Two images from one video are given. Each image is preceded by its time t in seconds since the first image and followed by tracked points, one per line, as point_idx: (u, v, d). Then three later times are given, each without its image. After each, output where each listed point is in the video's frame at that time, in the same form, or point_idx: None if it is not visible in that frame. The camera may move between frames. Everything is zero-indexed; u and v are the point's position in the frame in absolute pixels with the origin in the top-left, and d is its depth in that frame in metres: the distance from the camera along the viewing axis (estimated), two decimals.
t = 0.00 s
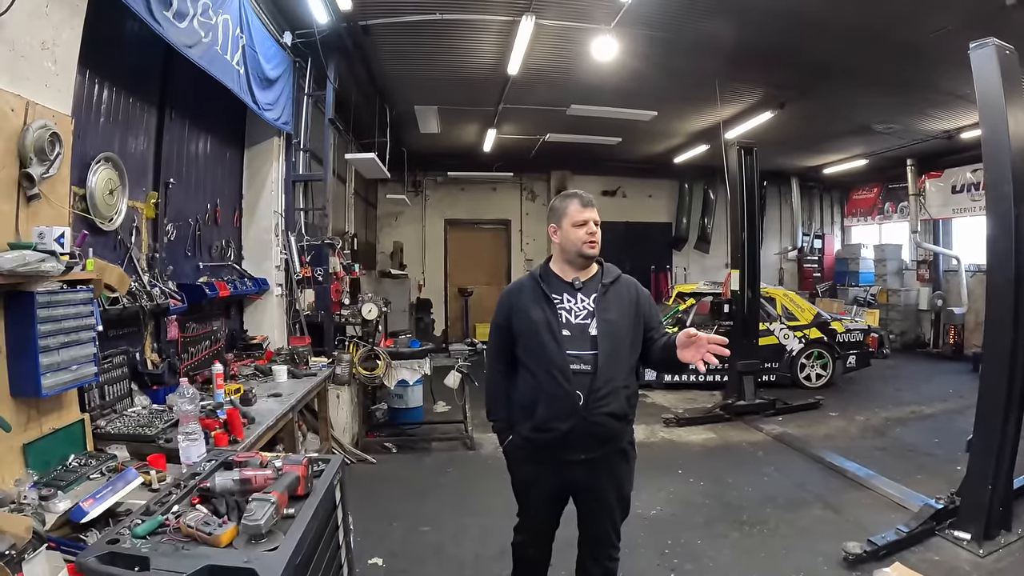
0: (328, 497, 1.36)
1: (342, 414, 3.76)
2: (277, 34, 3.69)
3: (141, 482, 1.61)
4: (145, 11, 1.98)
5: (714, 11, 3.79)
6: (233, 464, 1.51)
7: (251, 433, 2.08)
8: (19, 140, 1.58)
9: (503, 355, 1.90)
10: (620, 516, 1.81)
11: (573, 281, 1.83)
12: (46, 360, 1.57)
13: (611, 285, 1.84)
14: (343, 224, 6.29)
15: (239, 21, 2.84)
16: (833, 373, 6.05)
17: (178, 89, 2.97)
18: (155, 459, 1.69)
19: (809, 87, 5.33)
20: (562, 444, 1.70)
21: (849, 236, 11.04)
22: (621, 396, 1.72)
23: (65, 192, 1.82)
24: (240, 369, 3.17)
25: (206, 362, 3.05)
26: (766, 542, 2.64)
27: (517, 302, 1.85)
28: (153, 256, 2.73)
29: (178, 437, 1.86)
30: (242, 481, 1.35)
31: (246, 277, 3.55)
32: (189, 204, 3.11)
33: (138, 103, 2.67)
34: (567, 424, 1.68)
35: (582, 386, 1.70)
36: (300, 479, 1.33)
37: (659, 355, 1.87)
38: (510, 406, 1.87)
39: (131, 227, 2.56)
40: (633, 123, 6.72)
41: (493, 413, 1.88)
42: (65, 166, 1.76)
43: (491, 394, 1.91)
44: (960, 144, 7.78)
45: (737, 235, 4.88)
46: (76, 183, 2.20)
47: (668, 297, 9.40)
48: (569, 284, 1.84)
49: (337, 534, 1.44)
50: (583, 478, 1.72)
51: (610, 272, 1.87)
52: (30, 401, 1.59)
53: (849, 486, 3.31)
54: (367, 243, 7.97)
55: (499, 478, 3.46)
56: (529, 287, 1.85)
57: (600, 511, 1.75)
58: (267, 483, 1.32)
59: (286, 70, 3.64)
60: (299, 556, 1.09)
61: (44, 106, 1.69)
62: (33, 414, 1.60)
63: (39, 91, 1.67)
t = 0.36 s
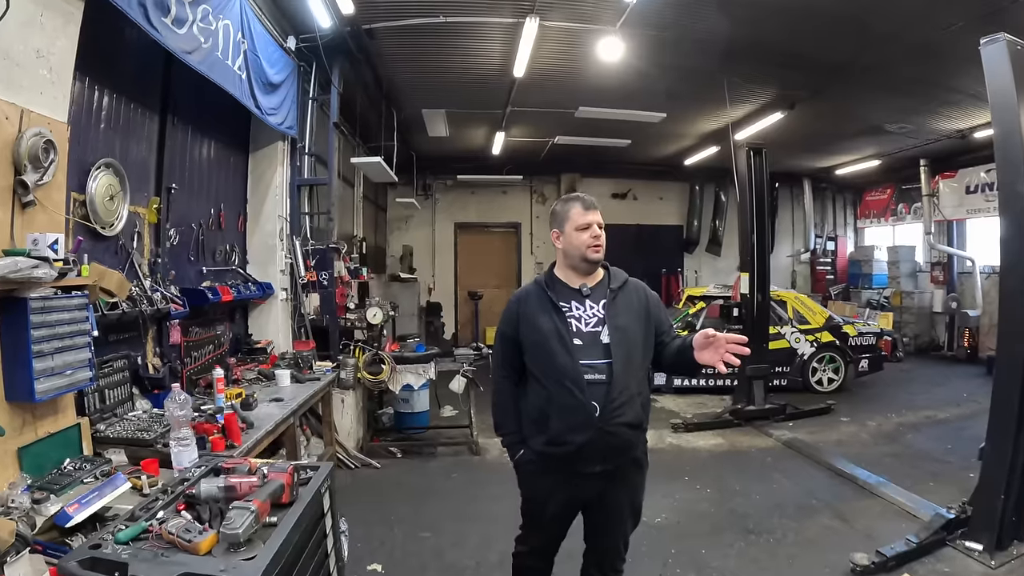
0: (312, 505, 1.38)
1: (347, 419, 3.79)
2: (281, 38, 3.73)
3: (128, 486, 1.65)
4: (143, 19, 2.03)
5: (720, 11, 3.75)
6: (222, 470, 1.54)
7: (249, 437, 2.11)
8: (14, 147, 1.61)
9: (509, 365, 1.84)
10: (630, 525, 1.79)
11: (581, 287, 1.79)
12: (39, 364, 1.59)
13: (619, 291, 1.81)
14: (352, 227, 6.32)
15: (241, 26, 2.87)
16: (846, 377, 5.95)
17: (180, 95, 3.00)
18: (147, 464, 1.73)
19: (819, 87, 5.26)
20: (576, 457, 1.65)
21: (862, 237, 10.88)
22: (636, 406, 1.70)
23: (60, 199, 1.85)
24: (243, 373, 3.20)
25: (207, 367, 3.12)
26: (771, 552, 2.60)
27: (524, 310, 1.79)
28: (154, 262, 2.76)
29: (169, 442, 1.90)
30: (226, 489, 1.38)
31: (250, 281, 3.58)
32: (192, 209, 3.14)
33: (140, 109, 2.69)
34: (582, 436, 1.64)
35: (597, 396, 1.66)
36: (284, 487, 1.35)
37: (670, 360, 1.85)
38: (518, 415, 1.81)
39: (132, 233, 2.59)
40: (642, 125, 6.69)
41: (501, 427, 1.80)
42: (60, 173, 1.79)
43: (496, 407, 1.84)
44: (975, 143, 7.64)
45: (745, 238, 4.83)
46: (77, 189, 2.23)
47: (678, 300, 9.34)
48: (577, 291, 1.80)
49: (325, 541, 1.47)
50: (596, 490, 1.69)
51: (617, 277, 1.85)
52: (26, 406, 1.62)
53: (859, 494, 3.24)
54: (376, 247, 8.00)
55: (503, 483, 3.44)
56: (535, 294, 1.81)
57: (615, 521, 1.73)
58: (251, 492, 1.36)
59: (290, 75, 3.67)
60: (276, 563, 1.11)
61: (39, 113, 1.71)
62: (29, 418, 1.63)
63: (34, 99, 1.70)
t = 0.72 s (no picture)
0: (280, 507, 1.40)
1: (340, 422, 3.76)
2: (275, 40, 3.75)
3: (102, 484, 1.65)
4: (128, 20, 2.05)
5: (716, 10, 3.73)
6: (195, 472, 1.55)
7: (233, 438, 2.15)
8: None
9: (504, 371, 1.80)
10: (624, 533, 1.77)
11: (578, 289, 1.77)
12: (18, 365, 1.60)
13: (618, 293, 1.79)
14: (350, 229, 6.33)
15: (232, 28, 2.88)
16: (848, 380, 5.90)
17: (172, 96, 3.01)
18: (126, 466, 1.71)
19: (819, 86, 5.22)
20: (575, 465, 1.62)
21: (866, 239, 10.81)
22: (636, 413, 1.68)
23: (44, 200, 1.86)
24: (234, 375, 3.23)
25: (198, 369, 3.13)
26: (765, 560, 2.56)
27: (519, 313, 1.76)
28: (144, 263, 2.76)
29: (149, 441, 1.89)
30: (194, 490, 1.39)
31: (243, 282, 3.59)
32: (183, 210, 3.14)
33: (130, 111, 2.70)
34: (582, 444, 1.61)
35: (598, 403, 1.64)
36: (250, 489, 1.38)
37: (670, 364, 1.83)
38: (514, 422, 1.78)
39: (121, 234, 2.60)
40: (642, 126, 6.66)
41: (496, 434, 1.77)
42: (43, 174, 1.81)
43: (491, 413, 1.80)
44: (980, 143, 7.57)
45: (745, 240, 4.80)
46: (64, 190, 2.24)
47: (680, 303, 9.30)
48: (574, 294, 1.77)
49: (297, 545, 1.49)
50: (595, 498, 1.66)
51: (615, 279, 1.83)
52: (7, 406, 1.64)
53: (859, 501, 3.20)
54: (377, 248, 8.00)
55: (497, 488, 3.42)
56: (530, 297, 1.78)
57: (613, 528, 1.72)
58: (217, 492, 1.37)
59: (284, 76, 3.69)
60: (234, 565, 1.13)
61: (21, 115, 1.72)
62: (10, 418, 1.65)
63: (17, 101, 1.71)
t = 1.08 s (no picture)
0: (260, 507, 1.42)
1: (338, 422, 3.78)
2: (270, 41, 3.76)
3: (87, 483, 1.69)
4: (117, 22, 2.05)
5: (713, 5, 3.70)
6: (179, 471, 1.58)
7: (225, 438, 2.16)
8: None
9: (500, 368, 1.77)
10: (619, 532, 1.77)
11: (576, 285, 1.75)
12: (7, 365, 1.62)
13: (615, 289, 1.79)
14: (349, 229, 6.33)
15: (224, 29, 2.89)
16: (851, 378, 5.86)
17: (165, 97, 3.01)
18: (113, 465, 1.75)
19: (820, 82, 5.18)
20: (576, 463, 1.60)
21: (870, 235, 10.73)
22: (636, 410, 1.67)
23: (34, 201, 1.87)
24: (231, 374, 3.24)
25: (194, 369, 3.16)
26: (761, 560, 2.55)
27: (516, 309, 1.73)
28: (138, 264, 2.77)
29: (137, 441, 1.93)
30: (174, 488, 1.41)
31: (239, 283, 3.61)
32: (178, 212, 3.14)
33: (123, 112, 2.71)
34: (583, 441, 1.60)
35: (600, 399, 1.62)
36: (229, 489, 1.39)
37: (669, 359, 1.82)
38: (510, 419, 1.75)
39: (115, 235, 2.61)
40: (642, 124, 6.63)
41: (491, 433, 1.74)
42: (32, 176, 1.82)
43: (486, 412, 1.77)
44: (984, 138, 7.50)
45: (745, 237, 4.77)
46: (56, 192, 2.25)
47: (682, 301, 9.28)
48: (572, 290, 1.76)
49: (280, 545, 1.51)
50: (594, 496, 1.65)
51: (611, 276, 1.82)
52: None
53: (860, 500, 3.17)
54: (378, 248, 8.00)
55: (494, 488, 3.41)
56: (527, 292, 1.76)
57: (609, 527, 1.71)
58: (197, 491, 1.40)
59: (279, 76, 3.70)
60: (207, 564, 1.16)
61: (10, 118, 1.73)
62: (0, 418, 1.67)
63: (4, 104, 1.72)
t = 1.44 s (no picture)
0: (258, 505, 1.42)
1: (340, 422, 3.78)
2: (271, 41, 3.77)
3: (87, 482, 1.69)
4: (117, 24, 2.05)
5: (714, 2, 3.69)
6: (179, 469, 1.59)
7: (225, 438, 2.16)
8: None
9: (504, 365, 1.75)
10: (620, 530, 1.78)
11: (581, 283, 1.75)
12: (8, 365, 1.62)
13: (619, 288, 1.79)
14: (352, 230, 6.34)
15: (224, 30, 2.89)
16: (854, 377, 5.84)
17: (166, 97, 3.01)
18: (113, 464, 1.75)
19: (822, 79, 5.16)
20: (584, 461, 1.59)
21: (874, 233, 10.69)
22: (641, 408, 1.68)
23: (35, 203, 1.88)
24: (232, 375, 3.25)
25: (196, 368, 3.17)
26: (763, 560, 2.54)
27: (522, 306, 1.72)
28: (140, 264, 2.78)
29: (137, 441, 1.93)
30: (173, 487, 1.41)
31: (240, 283, 3.61)
32: (179, 212, 3.15)
33: (124, 113, 2.71)
34: (591, 439, 1.59)
35: (608, 397, 1.62)
36: (227, 488, 1.39)
37: (673, 357, 1.82)
38: (514, 417, 1.72)
39: (116, 236, 2.62)
40: (644, 122, 6.61)
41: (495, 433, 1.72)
42: (33, 177, 1.82)
43: (489, 411, 1.75)
44: (987, 135, 7.46)
45: (747, 235, 4.75)
46: (57, 193, 2.25)
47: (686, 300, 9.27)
48: (577, 287, 1.75)
49: (278, 544, 1.51)
50: (600, 495, 1.64)
51: (615, 274, 1.83)
52: None
53: (862, 500, 3.16)
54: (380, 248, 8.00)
55: (496, 487, 3.41)
56: (532, 289, 1.75)
57: (612, 526, 1.72)
58: (196, 489, 1.40)
59: (280, 76, 3.70)
60: (204, 562, 1.16)
61: (10, 119, 1.74)
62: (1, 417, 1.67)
63: (5, 105, 1.72)
